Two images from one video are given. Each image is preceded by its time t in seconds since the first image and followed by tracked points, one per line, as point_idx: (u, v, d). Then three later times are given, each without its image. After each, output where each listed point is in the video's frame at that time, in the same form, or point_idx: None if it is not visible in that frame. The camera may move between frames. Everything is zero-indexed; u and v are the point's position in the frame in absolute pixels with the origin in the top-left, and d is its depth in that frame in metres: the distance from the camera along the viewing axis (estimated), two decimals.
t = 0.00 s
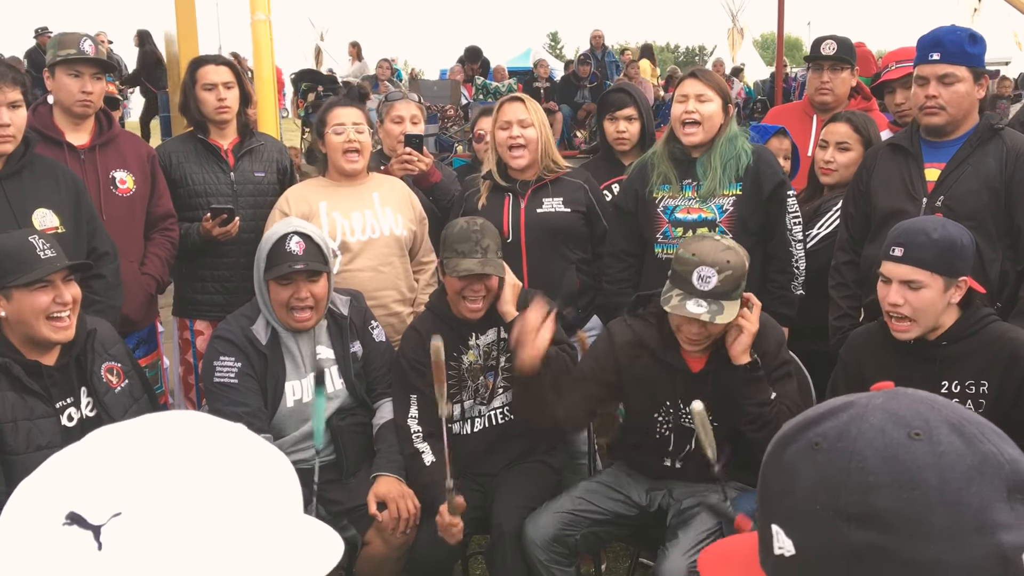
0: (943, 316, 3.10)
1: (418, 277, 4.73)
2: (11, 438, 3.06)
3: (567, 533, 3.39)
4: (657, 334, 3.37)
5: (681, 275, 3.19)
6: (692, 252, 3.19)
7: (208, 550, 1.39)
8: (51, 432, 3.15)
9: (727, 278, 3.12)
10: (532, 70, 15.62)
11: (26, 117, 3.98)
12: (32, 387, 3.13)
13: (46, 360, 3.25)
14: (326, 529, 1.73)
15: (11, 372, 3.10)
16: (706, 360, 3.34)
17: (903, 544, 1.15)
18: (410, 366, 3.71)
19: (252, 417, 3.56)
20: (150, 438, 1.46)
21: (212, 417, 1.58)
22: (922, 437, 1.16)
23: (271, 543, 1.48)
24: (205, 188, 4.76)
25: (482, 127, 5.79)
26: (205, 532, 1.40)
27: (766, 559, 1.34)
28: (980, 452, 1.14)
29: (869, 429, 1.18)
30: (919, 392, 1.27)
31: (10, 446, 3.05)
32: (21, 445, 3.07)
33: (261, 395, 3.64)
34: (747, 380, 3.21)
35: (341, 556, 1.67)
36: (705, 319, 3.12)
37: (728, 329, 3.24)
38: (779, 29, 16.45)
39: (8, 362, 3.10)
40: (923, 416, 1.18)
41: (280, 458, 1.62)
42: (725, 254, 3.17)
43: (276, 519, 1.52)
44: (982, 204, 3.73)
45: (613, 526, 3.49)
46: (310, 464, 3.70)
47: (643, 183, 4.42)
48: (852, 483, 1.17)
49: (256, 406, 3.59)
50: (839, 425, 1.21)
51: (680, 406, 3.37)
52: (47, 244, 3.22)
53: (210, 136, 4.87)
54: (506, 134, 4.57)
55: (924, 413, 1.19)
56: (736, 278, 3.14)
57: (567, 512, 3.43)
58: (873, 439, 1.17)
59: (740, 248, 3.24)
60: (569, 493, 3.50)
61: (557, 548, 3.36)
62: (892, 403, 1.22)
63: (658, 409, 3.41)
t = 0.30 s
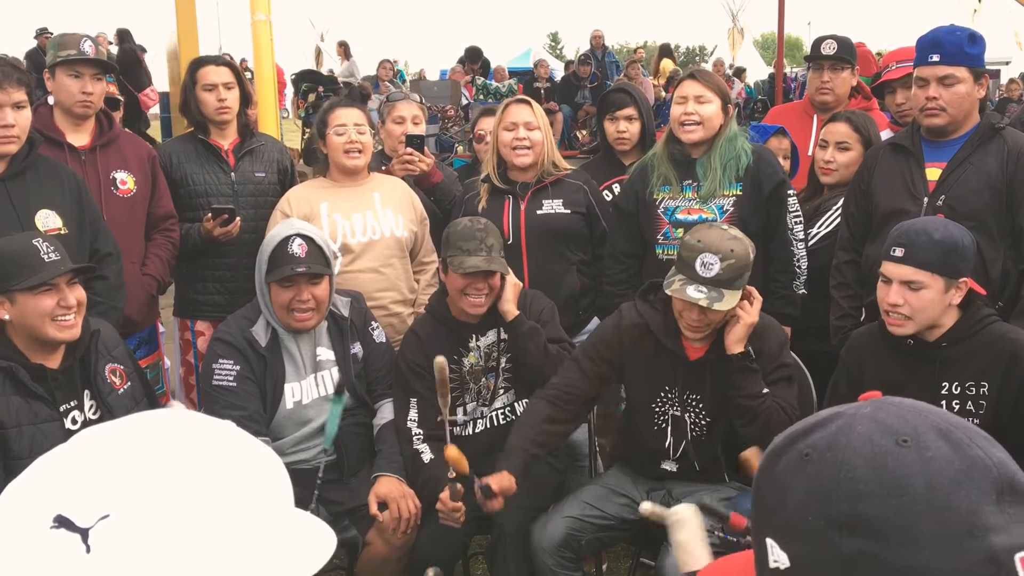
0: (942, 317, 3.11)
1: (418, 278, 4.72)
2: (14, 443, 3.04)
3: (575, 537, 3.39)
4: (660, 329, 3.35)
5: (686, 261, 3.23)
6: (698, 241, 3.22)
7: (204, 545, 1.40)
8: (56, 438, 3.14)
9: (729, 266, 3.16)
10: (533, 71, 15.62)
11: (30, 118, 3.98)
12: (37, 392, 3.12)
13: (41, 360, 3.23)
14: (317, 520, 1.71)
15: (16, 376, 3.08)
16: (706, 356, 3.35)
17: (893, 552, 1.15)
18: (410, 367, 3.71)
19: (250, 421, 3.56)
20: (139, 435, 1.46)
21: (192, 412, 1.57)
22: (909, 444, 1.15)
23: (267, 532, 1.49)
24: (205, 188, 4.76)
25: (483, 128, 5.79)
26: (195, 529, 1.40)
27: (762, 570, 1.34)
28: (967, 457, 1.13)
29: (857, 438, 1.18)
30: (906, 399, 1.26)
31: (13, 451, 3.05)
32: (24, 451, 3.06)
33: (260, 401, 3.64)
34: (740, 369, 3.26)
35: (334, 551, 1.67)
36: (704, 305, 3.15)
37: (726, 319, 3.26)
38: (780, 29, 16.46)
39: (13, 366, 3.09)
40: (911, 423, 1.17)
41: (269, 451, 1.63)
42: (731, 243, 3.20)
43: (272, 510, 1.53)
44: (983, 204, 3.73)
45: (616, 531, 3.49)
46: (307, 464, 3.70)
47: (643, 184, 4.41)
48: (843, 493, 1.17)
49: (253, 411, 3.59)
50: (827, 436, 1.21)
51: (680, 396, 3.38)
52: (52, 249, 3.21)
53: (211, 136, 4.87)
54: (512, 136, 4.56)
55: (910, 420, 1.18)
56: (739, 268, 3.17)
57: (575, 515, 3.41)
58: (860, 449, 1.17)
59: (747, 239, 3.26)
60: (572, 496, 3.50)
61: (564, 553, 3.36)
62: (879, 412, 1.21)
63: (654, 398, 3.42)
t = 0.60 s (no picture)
0: (941, 315, 3.10)
1: (418, 278, 4.73)
2: (16, 443, 3.04)
3: (573, 534, 3.38)
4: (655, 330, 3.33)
5: (670, 294, 3.20)
6: (680, 273, 3.18)
7: (195, 548, 1.38)
8: (57, 437, 3.14)
9: (712, 302, 3.12)
10: (533, 72, 15.63)
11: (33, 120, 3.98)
12: (39, 392, 3.13)
13: (46, 362, 3.24)
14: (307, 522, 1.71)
15: (18, 376, 3.09)
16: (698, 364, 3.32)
17: (903, 548, 1.14)
18: (410, 367, 3.71)
19: (250, 421, 3.57)
20: (130, 437, 1.44)
21: (191, 417, 1.56)
22: (921, 440, 1.16)
23: (255, 539, 1.47)
24: (205, 189, 4.76)
25: (483, 128, 5.80)
26: (188, 529, 1.39)
27: (767, 561, 1.34)
28: (980, 454, 1.14)
29: (868, 431, 1.18)
30: (918, 393, 1.27)
31: (15, 451, 3.05)
32: (26, 451, 3.06)
33: (260, 400, 3.65)
34: (727, 394, 3.20)
35: (326, 556, 1.67)
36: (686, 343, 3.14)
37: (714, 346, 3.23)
38: (779, 30, 16.47)
39: (15, 366, 3.10)
40: (923, 418, 1.18)
41: (261, 456, 1.61)
42: (713, 276, 3.15)
43: (260, 516, 1.51)
44: (982, 204, 3.73)
45: (615, 530, 3.48)
46: (308, 465, 3.71)
47: (642, 184, 4.42)
48: (852, 486, 1.17)
49: (253, 412, 3.59)
50: (839, 427, 1.21)
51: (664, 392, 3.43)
52: (50, 248, 3.21)
53: (210, 137, 4.87)
54: (505, 134, 4.55)
55: (923, 414, 1.18)
56: (723, 300, 3.13)
57: (573, 513, 3.41)
58: (872, 442, 1.17)
59: (731, 268, 3.20)
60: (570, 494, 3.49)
61: (563, 550, 3.35)
62: (891, 405, 1.22)
63: (647, 379, 3.48)
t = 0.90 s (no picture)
0: (938, 320, 3.10)
1: (418, 280, 4.73)
2: (15, 441, 3.08)
3: (572, 538, 3.39)
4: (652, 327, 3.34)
5: (678, 268, 3.17)
6: (690, 247, 3.18)
7: (180, 559, 1.36)
8: (56, 436, 3.16)
9: (723, 273, 3.13)
10: (532, 74, 15.64)
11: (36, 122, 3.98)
12: (40, 392, 3.14)
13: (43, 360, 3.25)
14: (308, 530, 1.71)
15: (18, 376, 3.12)
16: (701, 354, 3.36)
17: (903, 548, 1.15)
18: (410, 368, 3.71)
19: (253, 419, 3.55)
20: (127, 447, 1.44)
21: (192, 423, 1.56)
22: (920, 438, 1.16)
23: (257, 546, 1.46)
24: (204, 191, 4.76)
25: (482, 130, 5.80)
26: (185, 540, 1.37)
27: (762, 557, 1.35)
28: (979, 454, 1.14)
29: (867, 429, 1.19)
30: (918, 389, 1.27)
31: (15, 450, 3.08)
32: (26, 448, 3.09)
33: (263, 399, 3.64)
34: (745, 369, 3.26)
35: (330, 558, 1.67)
36: (702, 313, 3.13)
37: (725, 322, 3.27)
38: (778, 32, 16.48)
39: (15, 366, 3.11)
40: (922, 416, 1.18)
41: (263, 463, 1.61)
42: (723, 249, 3.18)
43: (260, 522, 1.50)
44: (980, 204, 3.73)
45: (616, 530, 3.49)
46: (307, 467, 3.71)
47: (641, 186, 4.42)
48: (850, 484, 1.18)
49: (257, 408, 3.58)
50: (836, 424, 1.22)
51: (677, 402, 3.39)
52: (47, 247, 3.20)
53: (209, 139, 4.87)
54: (507, 138, 4.57)
55: (921, 412, 1.19)
56: (733, 272, 3.15)
57: (571, 516, 3.43)
58: (870, 440, 1.17)
59: (736, 243, 3.25)
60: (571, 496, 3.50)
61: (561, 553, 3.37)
62: (890, 401, 1.22)
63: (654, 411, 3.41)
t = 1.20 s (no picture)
0: (934, 330, 3.11)
1: (417, 282, 4.73)
2: (16, 443, 3.09)
3: (577, 538, 3.38)
4: (659, 324, 3.36)
5: (676, 269, 3.21)
6: (687, 248, 3.19)
7: (179, 561, 1.36)
8: (56, 437, 3.16)
9: (718, 277, 3.13)
10: (532, 76, 15.66)
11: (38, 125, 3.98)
12: (39, 393, 3.15)
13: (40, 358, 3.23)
14: (307, 532, 1.71)
15: (19, 378, 3.12)
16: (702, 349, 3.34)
17: (891, 555, 1.14)
18: (409, 371, 3.70)
19: (250, 423, 3.56)
20: (127, 448, 1.44)
21: (191, 425, 1.56)
22: (906, 446, 1.15)
23: (252, 551, 1.45)
24: (204, 194, 4.76)
25: (483, 132, 5.80)
26: (184, 543, 1.37)
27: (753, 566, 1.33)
28: (965, 460, 1.13)
29: (854, 438, 1.18)
30: (903, 398, 1.27)
31: (15, 452, 3.10)
32: (26, 451, 3.11)
33: (262, 403, 3.64)
34: (733, 371, 3.24)
35: (327, 562, 1.67)
36: (692, 317, 3.15)
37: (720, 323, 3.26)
38: (778, 33, 16.51)
39: (14, 367, 3.12)
40: (908, 425, 1.17)
41: (262, 466, 1.61)
42: (720, 252, 3.15)
43: (257, 523, 1.49)
44: (980, 207, 3.73)
45: (616, 533, 3.48)
46: (307, 469, 3.70)
47: (641, 188, 4.42)
48: (838, 493, 1.16)
49: (255, 412, 3.59)
50: (824, 434, 1.21)
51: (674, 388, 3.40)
52: (46, 243, 3.21)
53: (209, 142, 4.88)
54: (506, 139, 4.58)
55: (907, 421, 1.18)
56: (729, 277, 3.13)
57: (578, 518, 3.40)
58: (857, 449, 1.16)
59: (737, 245, 3.21)
60: (573, 498, 3.49)
61: (567, 554, 3.36)
62: (876, 411, 1.21)
63: (648, 387, 3.46)
